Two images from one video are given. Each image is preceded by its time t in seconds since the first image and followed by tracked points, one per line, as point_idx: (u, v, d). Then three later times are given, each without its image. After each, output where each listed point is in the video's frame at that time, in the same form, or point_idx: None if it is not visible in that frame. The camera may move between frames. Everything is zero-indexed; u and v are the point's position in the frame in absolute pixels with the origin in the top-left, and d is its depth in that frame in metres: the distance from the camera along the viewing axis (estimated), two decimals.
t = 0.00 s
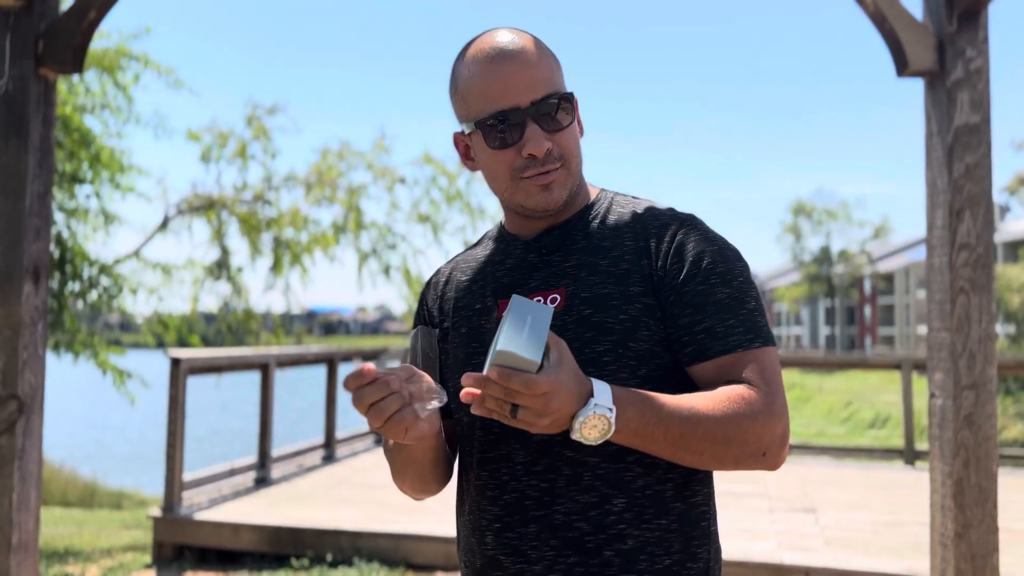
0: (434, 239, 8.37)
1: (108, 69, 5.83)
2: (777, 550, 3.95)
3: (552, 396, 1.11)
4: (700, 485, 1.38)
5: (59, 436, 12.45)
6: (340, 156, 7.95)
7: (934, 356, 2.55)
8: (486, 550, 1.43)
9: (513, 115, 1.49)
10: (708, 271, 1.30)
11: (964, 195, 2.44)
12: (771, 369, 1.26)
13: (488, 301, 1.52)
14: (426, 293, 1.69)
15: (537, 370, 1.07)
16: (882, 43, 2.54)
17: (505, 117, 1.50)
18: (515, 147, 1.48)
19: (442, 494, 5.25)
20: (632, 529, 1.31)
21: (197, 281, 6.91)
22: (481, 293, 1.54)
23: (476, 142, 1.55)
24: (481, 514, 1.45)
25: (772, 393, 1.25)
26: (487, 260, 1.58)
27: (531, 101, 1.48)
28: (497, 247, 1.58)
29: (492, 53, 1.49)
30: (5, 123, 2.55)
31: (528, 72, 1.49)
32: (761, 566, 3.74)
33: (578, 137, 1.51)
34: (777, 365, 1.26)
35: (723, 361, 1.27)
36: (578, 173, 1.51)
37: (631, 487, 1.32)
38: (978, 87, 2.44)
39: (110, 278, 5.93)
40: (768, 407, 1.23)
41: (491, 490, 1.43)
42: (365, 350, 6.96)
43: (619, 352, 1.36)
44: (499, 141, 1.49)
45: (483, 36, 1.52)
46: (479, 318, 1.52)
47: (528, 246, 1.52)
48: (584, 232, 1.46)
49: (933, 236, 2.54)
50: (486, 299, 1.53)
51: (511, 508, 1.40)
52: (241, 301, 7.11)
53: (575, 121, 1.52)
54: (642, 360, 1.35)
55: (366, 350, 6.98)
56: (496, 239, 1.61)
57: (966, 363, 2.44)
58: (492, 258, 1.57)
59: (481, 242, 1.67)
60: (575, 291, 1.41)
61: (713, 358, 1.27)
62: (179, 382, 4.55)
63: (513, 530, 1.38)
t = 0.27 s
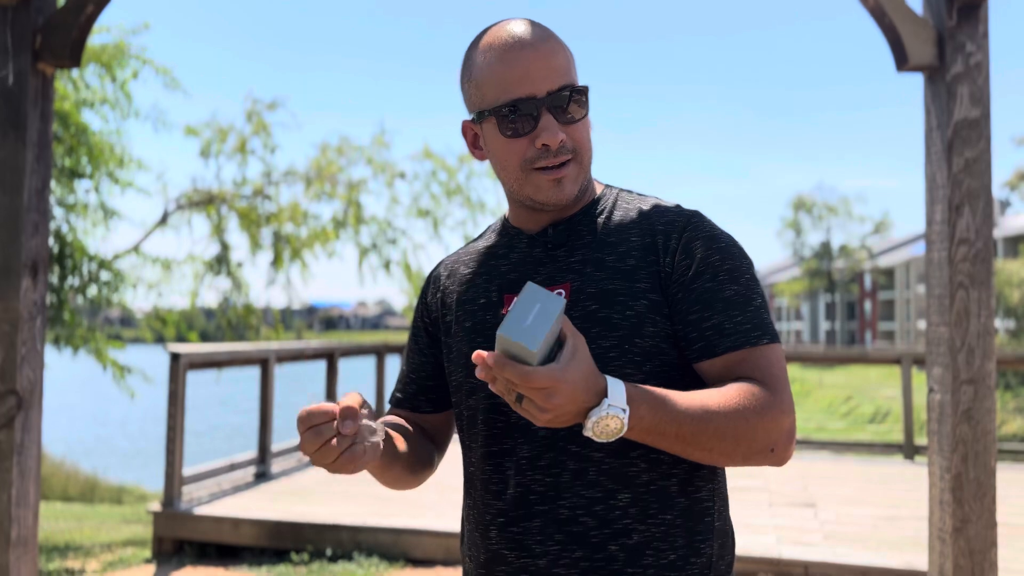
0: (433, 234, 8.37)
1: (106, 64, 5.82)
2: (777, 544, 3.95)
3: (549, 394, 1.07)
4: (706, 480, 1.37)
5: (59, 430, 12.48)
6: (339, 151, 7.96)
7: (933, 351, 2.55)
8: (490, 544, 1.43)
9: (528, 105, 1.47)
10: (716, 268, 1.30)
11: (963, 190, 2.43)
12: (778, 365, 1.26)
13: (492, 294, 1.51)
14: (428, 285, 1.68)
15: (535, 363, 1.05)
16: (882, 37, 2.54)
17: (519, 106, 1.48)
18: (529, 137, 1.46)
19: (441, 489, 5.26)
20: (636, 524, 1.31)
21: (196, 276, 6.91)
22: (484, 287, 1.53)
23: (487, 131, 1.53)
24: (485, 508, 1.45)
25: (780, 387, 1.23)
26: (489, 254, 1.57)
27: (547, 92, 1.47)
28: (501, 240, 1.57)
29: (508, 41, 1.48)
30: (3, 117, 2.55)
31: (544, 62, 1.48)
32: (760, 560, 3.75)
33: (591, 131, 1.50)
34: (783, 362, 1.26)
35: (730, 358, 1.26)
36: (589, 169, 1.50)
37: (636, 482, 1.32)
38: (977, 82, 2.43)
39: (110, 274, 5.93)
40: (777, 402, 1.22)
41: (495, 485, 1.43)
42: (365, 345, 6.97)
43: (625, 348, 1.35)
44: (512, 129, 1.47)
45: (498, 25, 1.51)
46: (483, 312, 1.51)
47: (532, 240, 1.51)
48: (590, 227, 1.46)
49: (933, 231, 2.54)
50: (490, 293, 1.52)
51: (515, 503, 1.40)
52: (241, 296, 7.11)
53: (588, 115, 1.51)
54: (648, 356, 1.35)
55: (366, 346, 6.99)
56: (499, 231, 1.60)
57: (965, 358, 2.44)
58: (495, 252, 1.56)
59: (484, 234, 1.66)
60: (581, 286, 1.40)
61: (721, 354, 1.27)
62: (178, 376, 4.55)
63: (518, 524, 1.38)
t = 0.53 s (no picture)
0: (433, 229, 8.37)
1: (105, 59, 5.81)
2: (776, 540, 3.96)
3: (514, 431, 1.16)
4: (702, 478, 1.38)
5: (59, 426, 12.49)
6: (339, 146, 7.96)
7: (932, 346, 2.55)
8: (488, 541, 1.43)
9: (527, 95, 1.47)
10: (714, 268, 1.30)
11: (963, 184, 2.43)
12: (773, 366, 1.25)
13: (492, 291, 1.50)
14: (429, 280, 1.67)
15: (509, 399, 1.15)
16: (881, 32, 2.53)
17: (519, 96, 1.47)
18: (528, 127, 1.46)
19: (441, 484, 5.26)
20: (635, 522, 1.31)
21: (196, 271, 6.91)
22: (485, 284, 1.52)
23: (487, 121, 1.53)
24: (484, 505, 1.45)
25: (772, 391, 1.23)
26: (489, 250, 1.56)
27: (547, 82, 1.46)
28: (501, 236, 1.56)
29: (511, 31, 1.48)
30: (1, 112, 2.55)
31: (547, 52, 1.48)
32: (759, 556, 3.75)
33: (590, 124, 1.49)
34: (779, 363, 1.26)
35: (726, 359, 1.26)
36: (588, 162, 1.49)
37: (634, 480, 1.32)
38: (977, 76, 2.43)
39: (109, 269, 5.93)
40: (769, 407, 1.22)
41: (494, 482, 1.43)
42: (365, 340, 6.97)
43: (624, 347, 1.35)
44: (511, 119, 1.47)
45: (502, 15, 1.51)
46: (483, 309, 1.50)
47: (533, 237, 1.50)
48: (590, 225, 1.45)
49: (932, 226, 2.53)
50: (490, 290, 1.51)
51: (513, 500, 1.39)
52: (241, 292, 7.11)
53: (588, 108, 1.50)
54: (647, 356, 1.34)
55: (366, 341, 6.99)
56: (499, 227, 1.59)
57: (964, 353, 2.44)
58: (496, 248, 1.55)
59: (484, 229, 1.65)
60: (581, 284, 1.40)
61: (717, 355, 1.27)
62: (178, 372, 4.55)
63: (516, 522, 1.38)
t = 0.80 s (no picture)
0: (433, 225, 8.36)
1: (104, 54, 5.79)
2: (776, 535, 3.96)
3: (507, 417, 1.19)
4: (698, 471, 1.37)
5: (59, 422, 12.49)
6: (338, 142, 7.96)
7: (931, 341, 2.55)
8: (483, 530, 1.43)
9: (520, 81, 1.47)
10: (711, 261, 1.30)
11: (962, 179, 2.42)
12: (767, 361, 1.26)
13: (491, 280, 1.50)
14: (426, 265, 1.66)
15: (502, 383, 1.18)
16: (881, 26, 2.53)
17: (512, 83, 1.48)
18: (519, 112, 1.46)
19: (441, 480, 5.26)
20: (630, 514, 1.31)
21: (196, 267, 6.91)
22: (483, 272, 1.51)
23: (483, 107, 1.54)
24: (479, 494, 1.44)
25: (763, 384, 1.24)
26: (489, 238, 1.55)
27: (539, 68, 1.46)
28: (500, 225, 1.56)
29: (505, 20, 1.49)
30: None
31: (541, 39, 1.47)
32: (758, 551, 3.75)
33: (585, 111, 1.47)
34: (773, 358, 1.26)
35: (719, 352, 1.27)
36: (584, 149, 1.48)
37: (630, 472, 1.32)
38: (977, 71, 2.42)
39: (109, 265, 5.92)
40: (759, 402, 1.22)
41: (490, 472, 1.43)
42: (364, 337, 6.97)
43: (621, 338, 1.34)
44: (503, 105, 1.47)
45: (501, 5, 1.52)
46: (481, 298, 1.49)
47: (532, 227, 1.50)
48: (589, 216, 1.45)
49: (932, 221, 2.53)
50: (489, 279, 1.50)
51: (509, 490, 1.39)
52: (240, 288, 7.10)
53: (584, 94, 1.48)
54: (644, 347, 1.34)
55: (366, 337, 6.99)
56: (499, 216, 1.58)
57: (963, 348, 2.44)
58: (495, 236, 1.54)
59: (483, 217, 1.64)
60: (580, 275, 1.39)
61: (711, 348, 1.27)
62: (178, 368, 4.55)
63: (512, 512, 1.38)
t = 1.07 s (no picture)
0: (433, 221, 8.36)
1: (103, 51, 5.79)
2: (775, 531, 3.96)
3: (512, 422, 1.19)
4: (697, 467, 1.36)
5: (59, 419, 12.50)
6: (338, 138, 7.96)
7: (930, 338, 2.55)
8: (479, 522, 1.43)
9: (516, 76, 1.47)
10: (712, 257, 1.30)
11: (962, 175, 2.42)
12: (766, 360, 1.26)
13: (491, 274, 1.49)
14: (428, 259, 1.66)
15: (502, 389, 1.18)
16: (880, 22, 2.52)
17: (509, 79, 1.47)
18: (515, 108, 1.46)
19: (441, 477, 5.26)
20: (624, 509, 1.31)
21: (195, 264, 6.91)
22: (484, 265, 1.52)
23: (483, 103, 1.54)
24: (475, 487, 1.45)
25: (761, 383, 1.24)
26: (491, 231, 1.55)
27: (535, 64, 1.46)
28: (502, 219, 1.56)
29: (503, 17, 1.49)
30: None
31: (539, 36, 1.47)
32: (758, 547, 3.76)
33: (583, 107, 1.46)
34: (772, 356, 1.26)
35: (719, 349, 1.27)
36: (582, 146, 1.47)
37: (626, 467, 1.32)
38: (976, 67, 2.42)
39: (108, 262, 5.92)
40: (758, 401, 1.23)
41: (485, 465, 1.43)
42: (364, 333, 6.97)
43: (620, 333, 1.34)
44: (500, 101, 1.48)
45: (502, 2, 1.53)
46: (481, 291, 1.49)
47: (532, 221, 1.49)
48: (591, 211, 1.44)
49: (931, 217, 2.52)
50: (489, 272, 1.50)
51: (504, 483, 1.40)
52: (240, 284, 7.11)
53: (583, 90, 1.47)
54: (642, 343, 1.34)
55: (365, 334, 7.00)
56: (500, 211, 1.58)
57: (962, 344, 2.44)
58: (497, 230, 1.54)
59: (486, 212, 1.64)
60: (579, 269, 1.39)
61: (711, 345, 1.27)
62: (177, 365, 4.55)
63: (507, 504, 1.38)
